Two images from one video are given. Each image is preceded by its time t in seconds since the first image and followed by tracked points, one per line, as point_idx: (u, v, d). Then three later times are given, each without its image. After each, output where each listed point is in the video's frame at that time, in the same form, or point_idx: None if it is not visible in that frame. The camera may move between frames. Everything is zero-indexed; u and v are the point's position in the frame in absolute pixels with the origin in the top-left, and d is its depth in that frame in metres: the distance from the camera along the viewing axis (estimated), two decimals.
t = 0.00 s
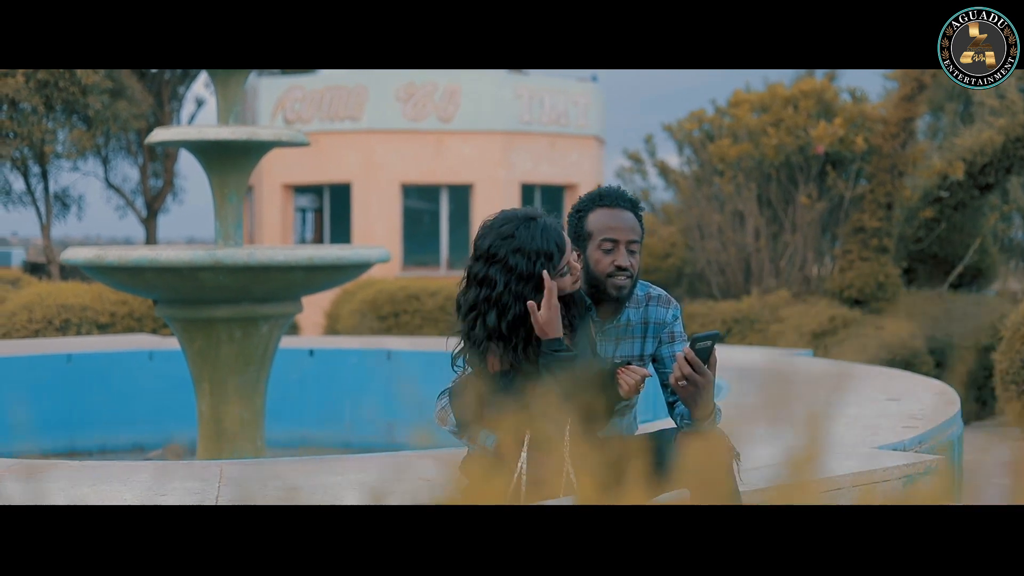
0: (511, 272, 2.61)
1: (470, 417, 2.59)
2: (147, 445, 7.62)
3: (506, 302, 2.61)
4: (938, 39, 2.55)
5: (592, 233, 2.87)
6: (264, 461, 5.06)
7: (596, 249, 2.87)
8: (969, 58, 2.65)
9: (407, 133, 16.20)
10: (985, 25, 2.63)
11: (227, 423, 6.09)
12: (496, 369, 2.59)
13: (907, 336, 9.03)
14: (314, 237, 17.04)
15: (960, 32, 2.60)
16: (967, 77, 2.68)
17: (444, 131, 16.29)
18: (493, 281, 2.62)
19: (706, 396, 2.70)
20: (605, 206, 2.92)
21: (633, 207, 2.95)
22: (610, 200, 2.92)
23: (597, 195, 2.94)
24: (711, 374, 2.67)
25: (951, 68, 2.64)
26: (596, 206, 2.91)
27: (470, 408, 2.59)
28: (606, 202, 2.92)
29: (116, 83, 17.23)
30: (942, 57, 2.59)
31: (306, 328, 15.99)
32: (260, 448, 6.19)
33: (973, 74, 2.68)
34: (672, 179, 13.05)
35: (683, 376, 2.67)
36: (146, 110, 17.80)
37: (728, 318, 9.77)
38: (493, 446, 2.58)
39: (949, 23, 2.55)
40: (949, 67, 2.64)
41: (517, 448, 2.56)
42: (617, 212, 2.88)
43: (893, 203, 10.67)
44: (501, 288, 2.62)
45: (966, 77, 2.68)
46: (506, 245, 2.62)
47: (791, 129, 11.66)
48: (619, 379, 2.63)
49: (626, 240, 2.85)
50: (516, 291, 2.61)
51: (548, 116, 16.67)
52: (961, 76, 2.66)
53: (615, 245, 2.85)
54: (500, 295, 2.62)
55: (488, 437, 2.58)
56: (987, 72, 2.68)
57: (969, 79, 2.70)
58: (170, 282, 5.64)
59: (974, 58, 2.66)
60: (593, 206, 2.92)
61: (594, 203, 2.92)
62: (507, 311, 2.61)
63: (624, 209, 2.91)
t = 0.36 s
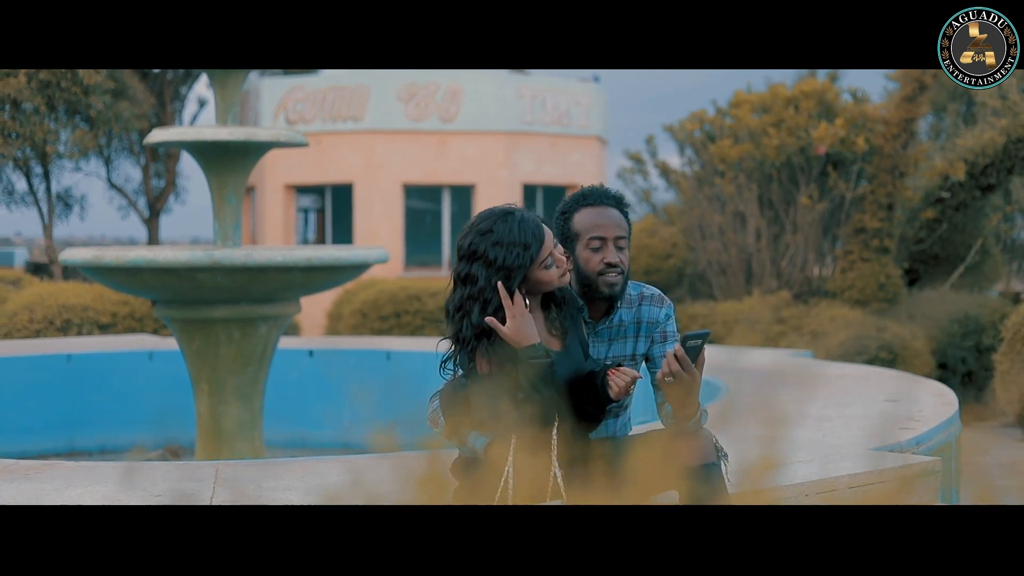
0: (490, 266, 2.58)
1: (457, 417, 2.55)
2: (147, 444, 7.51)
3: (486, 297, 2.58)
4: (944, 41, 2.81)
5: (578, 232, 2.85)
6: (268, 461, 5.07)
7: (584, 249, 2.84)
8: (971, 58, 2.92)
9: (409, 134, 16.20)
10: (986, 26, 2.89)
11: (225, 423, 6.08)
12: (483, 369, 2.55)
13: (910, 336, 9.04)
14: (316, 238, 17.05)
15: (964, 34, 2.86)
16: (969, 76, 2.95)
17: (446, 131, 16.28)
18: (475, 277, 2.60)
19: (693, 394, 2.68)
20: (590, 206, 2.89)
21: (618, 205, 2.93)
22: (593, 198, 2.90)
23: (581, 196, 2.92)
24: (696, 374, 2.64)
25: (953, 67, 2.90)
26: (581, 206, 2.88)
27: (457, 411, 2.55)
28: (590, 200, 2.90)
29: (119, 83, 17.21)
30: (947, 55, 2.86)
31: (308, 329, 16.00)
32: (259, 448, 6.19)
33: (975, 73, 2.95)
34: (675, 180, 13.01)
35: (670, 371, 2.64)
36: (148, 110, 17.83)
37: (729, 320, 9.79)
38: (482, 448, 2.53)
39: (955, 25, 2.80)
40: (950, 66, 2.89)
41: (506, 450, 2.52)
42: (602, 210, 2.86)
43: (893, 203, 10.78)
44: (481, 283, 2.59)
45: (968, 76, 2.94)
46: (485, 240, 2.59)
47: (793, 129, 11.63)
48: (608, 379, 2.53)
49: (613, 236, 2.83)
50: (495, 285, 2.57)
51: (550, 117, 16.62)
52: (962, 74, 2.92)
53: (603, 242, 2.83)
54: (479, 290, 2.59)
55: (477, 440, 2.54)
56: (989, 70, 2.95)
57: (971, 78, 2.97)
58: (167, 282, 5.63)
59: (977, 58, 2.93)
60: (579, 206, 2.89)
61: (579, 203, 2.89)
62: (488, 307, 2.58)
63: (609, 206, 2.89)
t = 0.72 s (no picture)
0: (469, 246, 2.63)
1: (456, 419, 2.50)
2: (155, 445, 7.44)
3: (464, 276, 2.63)
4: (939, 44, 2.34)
5: (573, 233, 2.83)
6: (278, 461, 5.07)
7: (579, 249, 2.82)
8: (969, 59, 2.46)
9: (416, 134, 16.20)
10: (986, 24, 2.43)
11: (230, 423, 6.08)
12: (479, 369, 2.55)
13: (919, 335, 9.07)
14: (325, 238, 17.09)
15: (964, 32, 2.39)
16: (966, 78, 2.50)
17: (454, 131, 16.27)
18: (455, 257, 2.66)
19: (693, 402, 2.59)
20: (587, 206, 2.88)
21: (615, 205, 2.91)
22: (590, 199, 2.88)
23: (578, 195, 2.90)
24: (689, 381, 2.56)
25: (951, 69, 2.44)
26: (578, 206, 2.86)
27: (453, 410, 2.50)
28: (586, 201, 2.88)
29: (128, 85, 17.26)
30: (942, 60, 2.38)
31: (316, 329, 15.99)
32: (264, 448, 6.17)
33: (972, 74, 2.51)
34: (682, 179, 13.00)
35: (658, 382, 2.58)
36: (157, 111, 17.95)
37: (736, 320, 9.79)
38: (479, 448, 2.49)
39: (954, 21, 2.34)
40: (949, 68, 2.42)
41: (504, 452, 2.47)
42: (598, 211, 2.84)
43: (901, 204, 10.99)
44: (460, 263, 2.65)
45: (964, 79, 2.51)
46: (469, 223, 2.66)
47: (800, 129, 11.51)
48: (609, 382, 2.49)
49: (608, 238, 2.81)
50: (472, 264, 2.62)
51: (558, 117, 16.63)
52: (961, 77, 2.47)
53: (598, 244, 2.81)
54: (458, 269, 2.64)
55: (476, 439, 2.50)
56: (986, 72, 2.51)
57: (969, 79, 2.53)
58: (171, 283, 5.65)
59: (974, 59, 2.48)
60: (576, 207, 2.88)
61: (577, 203, 2.88)
62: (466, 286, 2.63)
63: (606, 207, 2.86)
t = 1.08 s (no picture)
0: (472, 215, 2.71)
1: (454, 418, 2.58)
2: (165, 445, 7.51)
3: (460, 240, 2.72)
4: (940, 43, 2.40)
5: (579, 234, 2.82)
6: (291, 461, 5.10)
7: (584, 253, 2.82)
8: (969, 59, 2.52)
9: (431, 134, 16.21)
10: (984, 25, 2.50)
11: (240, 423, 6.07)
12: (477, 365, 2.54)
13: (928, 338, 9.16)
14: (339, 238, 17.14)
15: (960, 33, 2.46)
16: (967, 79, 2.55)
17: (468, 131, 16.26)
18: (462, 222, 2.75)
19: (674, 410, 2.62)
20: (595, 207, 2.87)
21: (622, 208, 2.90)
22: (598, 201, 2.87)
23: (586, 197, 2.89)
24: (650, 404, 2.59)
25: (951, 67, 2.50)
26: (585, 207, 2.86)
27: (453, 408, 2.60)
28: (594, 203, 2.87)
29: (142, 85, 17.32)
30: (942, 59, 2.44)
31: (329, 329, 16.03)
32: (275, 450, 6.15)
33: (972, 76, 2.56)
34: (695, 179, 12.95)
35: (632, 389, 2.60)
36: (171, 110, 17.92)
37: (749, 321, 9.73)
38: (481, 449, 2.54)
39: (949, 23, 2.40)
40: (949, 67, 2.48)
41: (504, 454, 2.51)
42: (605, 214, 2.83)
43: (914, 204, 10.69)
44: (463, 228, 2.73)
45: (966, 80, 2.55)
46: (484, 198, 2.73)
47: (813, 129, 11.55)
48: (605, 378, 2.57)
49: (613, 243, 2.80)
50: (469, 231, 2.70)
51: (572, 117, 16.60)
52: (960, 77, 2.52)
53: (603, 248, 2.80)
54: (458, 232, 2.73)
55: (478, 440, 2.54)
56: (986, 73, 2.56)
57: (969, 80, 2.57)
58: (181, 282, 5.67)
59: (973, 60, 2.53)
60: (583, 206, 2.88)
61: (585, 202, 2.87)
62: (459, 247, 2.72)
63: (613, 210, 2.85)
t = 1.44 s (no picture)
0: (489, 222, 2.69)
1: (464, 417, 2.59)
2: (182, 444, 7.40)
3: (479, 248, 2.71)
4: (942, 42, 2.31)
5: (585, 233, 2.82)
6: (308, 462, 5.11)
7: (589, 251, 2.83)
8: (969, 59, 2.47)
9: (449, 134, 16.22)
10: (985, 25, 2.45)
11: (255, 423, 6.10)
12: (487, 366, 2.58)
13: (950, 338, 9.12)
14: (357, 238, 17.17)
15: (963, 32, 2.40)
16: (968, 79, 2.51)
17: (486, 132, 16.26)
18: (477, 225, 2.73)
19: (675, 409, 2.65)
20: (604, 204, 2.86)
21: (630, 207, 2.89)
22: (605, 200, 2.86)
23: (593, 195, 2.88)
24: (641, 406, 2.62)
25: (951, 69, 2.45)
26: (592, 205, 2.85)
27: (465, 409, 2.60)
28: (601, 202, 2.86)
29: (161, 86, 17.44)
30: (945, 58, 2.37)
31: (347, 329, 16.06)
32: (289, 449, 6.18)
33: (973, 76, 2.52)
34: (713, 179, 12.88)
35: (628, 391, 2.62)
36: (189, 111, 18.03)
37: (766, 322, 9.66)
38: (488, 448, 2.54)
39: (952, 23, 2.33)
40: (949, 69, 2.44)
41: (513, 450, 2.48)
42: (612, 212, 2.82)
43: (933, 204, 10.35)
44: (480, 233, 2.72)
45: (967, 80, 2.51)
46: (499, 201, 2.70)
47: (831, 129, 11.27)
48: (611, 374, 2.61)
49: (617, 242, 2.80)
50: (487, 241, 2.68)
51: (591, 117, 16.61)
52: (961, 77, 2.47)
53: (608, 247, 2.81)
54: (476, 238, 2.72)
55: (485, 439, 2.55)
56: (987, 72, 2.53)
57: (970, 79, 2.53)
58: (197, 283, 5.68)
59: (975, 59, 2.49)
60: (591, 204, 2.86)
61: (593, 200, 2.86)
62: (478, 258, 2.71)
63: (620, 209, 2.85)
